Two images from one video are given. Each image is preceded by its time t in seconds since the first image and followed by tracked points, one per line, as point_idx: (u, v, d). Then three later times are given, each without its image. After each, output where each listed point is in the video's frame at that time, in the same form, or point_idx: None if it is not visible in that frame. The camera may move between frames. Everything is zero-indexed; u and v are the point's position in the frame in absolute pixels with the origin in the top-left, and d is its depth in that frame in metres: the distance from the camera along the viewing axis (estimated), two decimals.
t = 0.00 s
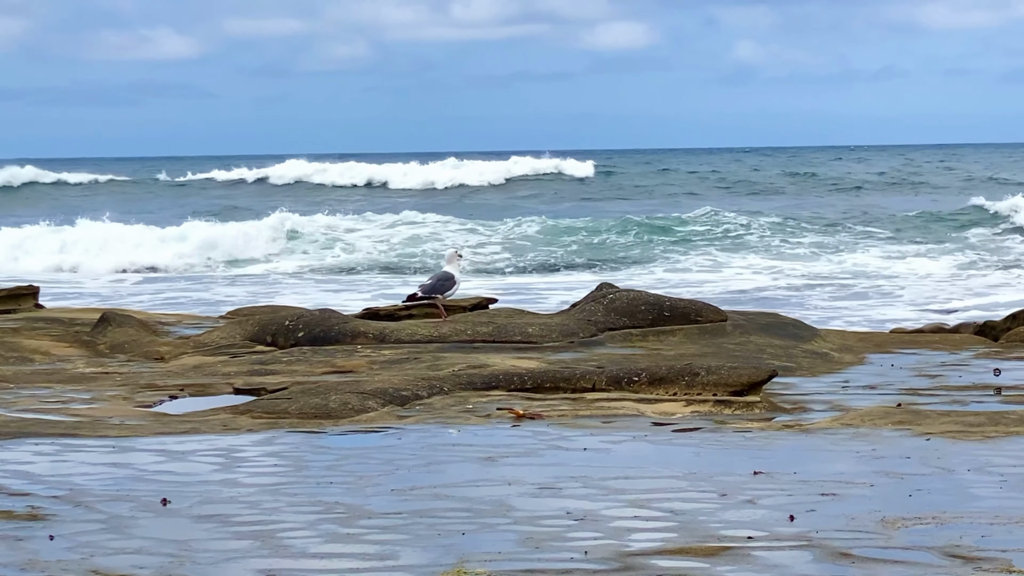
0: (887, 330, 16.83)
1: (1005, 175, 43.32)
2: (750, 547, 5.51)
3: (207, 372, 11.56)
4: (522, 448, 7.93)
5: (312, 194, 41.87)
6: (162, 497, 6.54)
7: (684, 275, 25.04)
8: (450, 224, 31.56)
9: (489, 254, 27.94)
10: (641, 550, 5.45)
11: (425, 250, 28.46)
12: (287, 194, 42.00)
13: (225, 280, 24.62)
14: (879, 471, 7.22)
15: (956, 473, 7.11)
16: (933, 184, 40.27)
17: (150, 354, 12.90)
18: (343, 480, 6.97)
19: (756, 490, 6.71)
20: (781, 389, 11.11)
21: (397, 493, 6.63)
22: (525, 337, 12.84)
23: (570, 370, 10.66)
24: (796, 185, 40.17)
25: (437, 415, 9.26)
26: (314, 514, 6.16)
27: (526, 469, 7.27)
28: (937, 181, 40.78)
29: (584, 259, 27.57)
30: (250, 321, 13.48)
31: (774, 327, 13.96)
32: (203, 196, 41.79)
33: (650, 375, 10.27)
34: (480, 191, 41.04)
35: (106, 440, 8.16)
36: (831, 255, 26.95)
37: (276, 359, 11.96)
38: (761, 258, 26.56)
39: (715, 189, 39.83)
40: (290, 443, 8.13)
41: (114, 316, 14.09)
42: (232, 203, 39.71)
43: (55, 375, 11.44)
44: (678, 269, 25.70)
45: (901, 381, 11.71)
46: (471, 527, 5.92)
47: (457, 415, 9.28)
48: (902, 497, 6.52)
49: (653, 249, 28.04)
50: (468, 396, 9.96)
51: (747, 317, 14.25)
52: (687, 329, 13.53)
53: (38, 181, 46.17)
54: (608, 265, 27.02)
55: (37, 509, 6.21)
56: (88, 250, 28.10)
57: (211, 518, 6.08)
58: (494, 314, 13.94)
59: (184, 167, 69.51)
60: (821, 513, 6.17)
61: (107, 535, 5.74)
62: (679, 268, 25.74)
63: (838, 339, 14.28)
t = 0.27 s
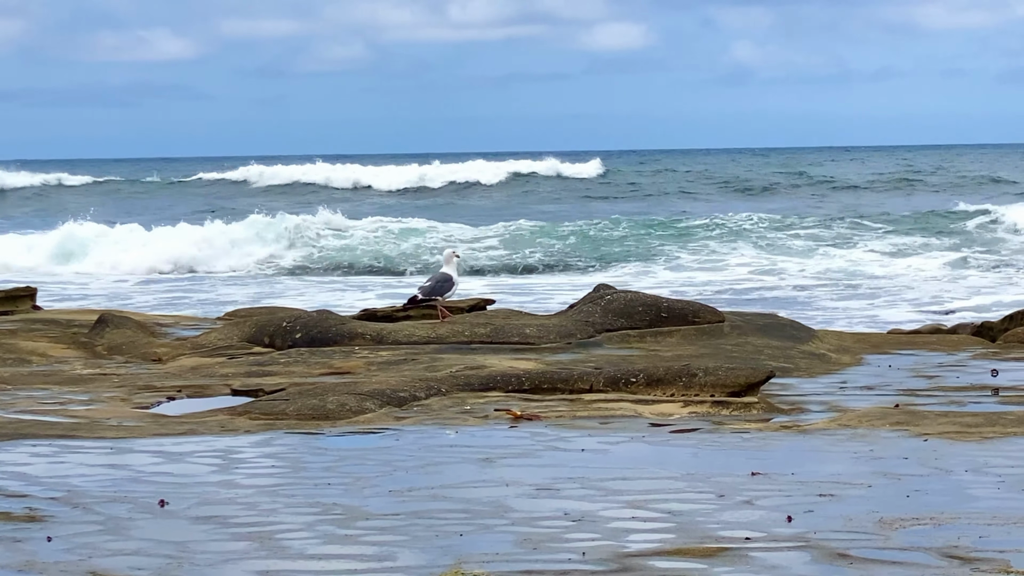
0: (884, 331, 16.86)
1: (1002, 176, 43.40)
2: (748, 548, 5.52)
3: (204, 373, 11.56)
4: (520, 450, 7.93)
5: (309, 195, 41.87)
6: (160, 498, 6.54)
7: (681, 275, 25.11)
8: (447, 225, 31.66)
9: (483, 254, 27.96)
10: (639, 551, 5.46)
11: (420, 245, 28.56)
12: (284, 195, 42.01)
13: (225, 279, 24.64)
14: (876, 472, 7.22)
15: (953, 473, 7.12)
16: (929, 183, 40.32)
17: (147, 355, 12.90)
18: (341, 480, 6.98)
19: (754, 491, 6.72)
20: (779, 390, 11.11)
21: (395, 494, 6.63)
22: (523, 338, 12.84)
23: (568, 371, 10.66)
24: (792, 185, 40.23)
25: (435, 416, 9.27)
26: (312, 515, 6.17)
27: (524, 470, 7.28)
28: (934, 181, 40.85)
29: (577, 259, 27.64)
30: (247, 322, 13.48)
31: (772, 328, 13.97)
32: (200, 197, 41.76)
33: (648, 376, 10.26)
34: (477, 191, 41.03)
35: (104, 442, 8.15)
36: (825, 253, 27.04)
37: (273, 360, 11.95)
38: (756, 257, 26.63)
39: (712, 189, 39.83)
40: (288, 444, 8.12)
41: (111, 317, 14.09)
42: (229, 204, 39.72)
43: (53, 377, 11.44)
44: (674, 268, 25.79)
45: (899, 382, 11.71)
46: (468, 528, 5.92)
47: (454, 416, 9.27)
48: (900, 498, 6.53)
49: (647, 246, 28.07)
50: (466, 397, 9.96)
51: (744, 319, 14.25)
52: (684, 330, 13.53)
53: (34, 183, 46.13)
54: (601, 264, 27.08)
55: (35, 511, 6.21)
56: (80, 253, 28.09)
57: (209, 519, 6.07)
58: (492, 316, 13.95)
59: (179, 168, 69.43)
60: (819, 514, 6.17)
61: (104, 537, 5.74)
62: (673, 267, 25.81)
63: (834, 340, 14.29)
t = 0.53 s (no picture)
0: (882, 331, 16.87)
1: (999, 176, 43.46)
2: (746, 548, 5.52)
3: (202, 374, 11.55)
4: (518, 451, 7.93)
5: (307, 196, 41.87)
6: (157, 499, 6.54)
7: (680, 275, 25.12)
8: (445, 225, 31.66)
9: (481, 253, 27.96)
10: (637, 552, 5.46)
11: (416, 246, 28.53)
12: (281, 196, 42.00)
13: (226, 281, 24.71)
14: (874, 472, 7.23)
15: (951, 474, 7.12)
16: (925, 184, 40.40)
17: (145, 356, 12.89)
18: (339, 481, 6.98)
19: (752, 492, 6.72)
20: (776, 391, 11.12)
21: (393, 495, 6.63)
22: (520, 339, 12.83)
23: (566, 372, 10.66)
24: (790, 185, 40.25)
25: (433, 416, 9.26)
26: (309, 516, 6.17)
27: (522, 471, 7.27)
28: (931, 181, 40.89)
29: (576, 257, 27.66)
30: (245, 324, 13.47)
31: (770, 329, 13.98)
32: (197, 198, 41.73)
33: (646, 377, 10.25)
34: (474, 192, 41.02)
35: (103, 443, 8.15)
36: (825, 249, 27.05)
37: (271, 361, 11.94)
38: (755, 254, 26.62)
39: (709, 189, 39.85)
40: (286, 446, 8.12)
41: (108, 319, 14.08)
42: (227, 205, 39.71)
43: (51, 378, 11.43)
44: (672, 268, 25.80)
45: (897, 383, 11.72)
46: (466, 529, 5.93)
47: (452, 417, 9.27)
48: (897, 498, 6.53)
49: (646, 244, 28.08)
50: (464, 398, 9.96)
51: (742, 319, 14.25)
52: (682, 330, 13.53)
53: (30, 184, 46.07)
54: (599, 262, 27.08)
55: (32, 512, 6.21)
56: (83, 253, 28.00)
57: (207, 520, 6.07)
58: (490, 316, 13.94)
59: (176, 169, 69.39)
60: (817, 514, 6.18)
61: (102, 538, 5.73)
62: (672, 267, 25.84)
63: (832, 340, 14.30)
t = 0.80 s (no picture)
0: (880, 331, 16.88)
1: (996, 176, 43.52)
2: (744, 549, 5.52)
3: (199, 375, 11.53)
4: (515, 451, 7.93)
5: (304, 196, 41.85)
6: (155, 500, 6.53)
7: (678, 275, 25.14)
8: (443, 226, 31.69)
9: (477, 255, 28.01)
10: (635, 552, 5.46)
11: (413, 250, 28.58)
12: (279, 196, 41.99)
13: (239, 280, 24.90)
14: (872, 472, 7.23)
15: (949, 474, 7.13)
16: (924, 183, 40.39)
17: (142, 357, 12.88)
18: (337, 482, 6.97)
19: (750, 492, 6.72)
20: (774, 391, 11.13)
21: (391, 496, 6.63)
22: (518, 339, 12.83)
23: (564, 372, 10.66)
24: (787, 185, 40.28)
25: (431, 417, 9.26)
26: (307, 517, 6.16)
27: (520, 471, 7.27)
28: (928, 181, 40.95)
29: (571, 257, 27.64)
30: (242, 325, 13.46)
31: (767, 329, 13.98)
32: (194, 198, 41.71)
33: (643, 377, 10.24)
34: (472, 193, 41.04)
35: (101, 443, 8.14)
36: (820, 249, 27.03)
37: (269, 362, 11.93)
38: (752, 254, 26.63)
39: (706, 189, 39.87)
40: (284, 446, 8.12)
41: (106, 320, 14.06)
42: (224, 206, 39.68)
43: (48, 379, 11.43)
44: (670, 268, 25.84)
45: (895, 383, 11.73)
46: (464, 530, 5.92)
47: (450, 417, 9.27)
48: (895, 499, 6.54)
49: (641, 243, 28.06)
50: (461, 399, 9.96)
51: (739, 320, 14.25)
52: (680, 331, 13.52)
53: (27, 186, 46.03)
54: (595, 262, 27.09)
55: (30, 513, 6.20)
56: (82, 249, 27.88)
57: (205, 521, 6.07)
58: (487, 317, 13.95)
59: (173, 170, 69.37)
60: (815, 515, 6.18)
61: (100, 539, 5.73)
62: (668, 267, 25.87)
63: (830, 340, 14.31)
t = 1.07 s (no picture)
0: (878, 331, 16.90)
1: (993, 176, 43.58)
2: (741, 550, 5.52)
3: (196, 376, 11.53)
4: (513, 451, 7.93)
5: (302, 196, 41.82)
6: (152, 500, 6.53)
7: (674, 275, 25.16)
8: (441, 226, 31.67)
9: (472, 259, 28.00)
10: (633, 553, 5.46)
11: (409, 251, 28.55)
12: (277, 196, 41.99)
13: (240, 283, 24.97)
14: (869, 472, 7.24)
15: (946, 474, 7.13)
16: (921, 183, 40.41)
17: (139, 358, 12.87)
18: (334, 483, 6.97)
19: (748, 492, 6.72)
20: (772, 392, 11.13)
21: (388, 497, 6.62)
22: (515, 340, 12.83)
23: (561, 373, 10.67)
24: (785, 185, 40.32)
25: (428, 418, 9.26)
26: (304, 517, 6.16)
27: (518, 472, 7.27)
28: (925, 180, 41.01)
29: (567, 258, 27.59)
30: (240, 325, 13.46)
31: (765, 329, 13.99)
32: (192, 199, 41.69)
33: (641, 378, 10.24)
34: (470, 193, 41.06)
35: (98, 444, 8.14)
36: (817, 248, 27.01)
37: (265, 363, 11.93)
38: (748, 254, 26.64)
39: (704, 190, 39.90)
40: (281, 447, 8.11)
41: (103, 320, 14.06)
42: (222, 207, 39.66)
43: (46, 379, 11.42)
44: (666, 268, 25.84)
45: (892, 383, 11.73)
46: (461, 530, 5.92)
47: (448, 418, 9.27)
48: (892, 499, 6.54)
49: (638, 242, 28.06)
50: (458, 399, 9.96)
51: (737, 320, 14.26)
52: (677, 331, 13.52)
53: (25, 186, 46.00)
54: (591, 262, 27.04)
55: (27, 514, 6.19)
56: (90, 251, 27.82)
57: (202, 522, 6.07)
58: (485, 317, 13.95)
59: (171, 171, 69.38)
60: (812, 515, 6.18)
61: (97, 539, 5.73)
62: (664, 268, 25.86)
63: (827, 341, 14.32)
